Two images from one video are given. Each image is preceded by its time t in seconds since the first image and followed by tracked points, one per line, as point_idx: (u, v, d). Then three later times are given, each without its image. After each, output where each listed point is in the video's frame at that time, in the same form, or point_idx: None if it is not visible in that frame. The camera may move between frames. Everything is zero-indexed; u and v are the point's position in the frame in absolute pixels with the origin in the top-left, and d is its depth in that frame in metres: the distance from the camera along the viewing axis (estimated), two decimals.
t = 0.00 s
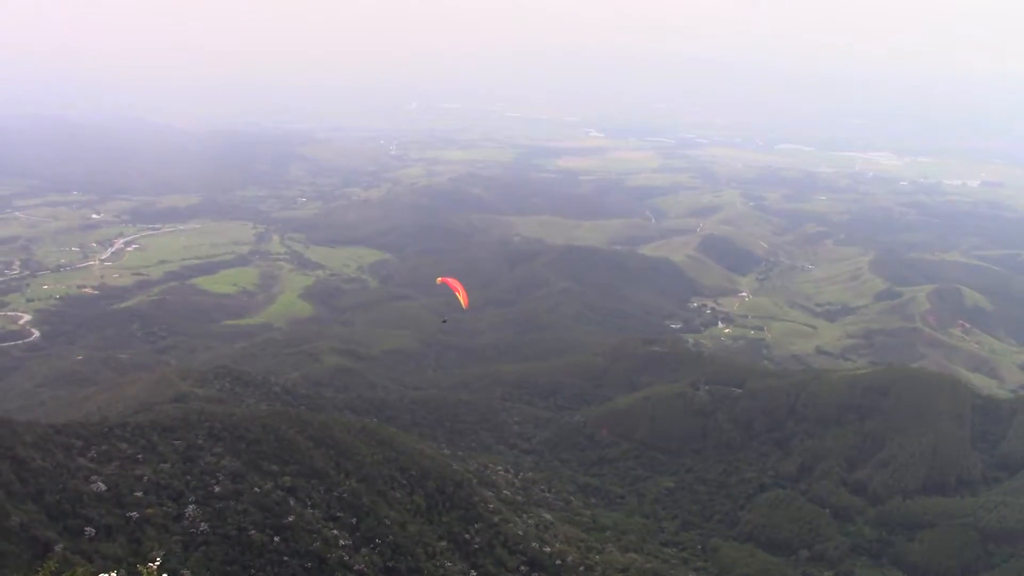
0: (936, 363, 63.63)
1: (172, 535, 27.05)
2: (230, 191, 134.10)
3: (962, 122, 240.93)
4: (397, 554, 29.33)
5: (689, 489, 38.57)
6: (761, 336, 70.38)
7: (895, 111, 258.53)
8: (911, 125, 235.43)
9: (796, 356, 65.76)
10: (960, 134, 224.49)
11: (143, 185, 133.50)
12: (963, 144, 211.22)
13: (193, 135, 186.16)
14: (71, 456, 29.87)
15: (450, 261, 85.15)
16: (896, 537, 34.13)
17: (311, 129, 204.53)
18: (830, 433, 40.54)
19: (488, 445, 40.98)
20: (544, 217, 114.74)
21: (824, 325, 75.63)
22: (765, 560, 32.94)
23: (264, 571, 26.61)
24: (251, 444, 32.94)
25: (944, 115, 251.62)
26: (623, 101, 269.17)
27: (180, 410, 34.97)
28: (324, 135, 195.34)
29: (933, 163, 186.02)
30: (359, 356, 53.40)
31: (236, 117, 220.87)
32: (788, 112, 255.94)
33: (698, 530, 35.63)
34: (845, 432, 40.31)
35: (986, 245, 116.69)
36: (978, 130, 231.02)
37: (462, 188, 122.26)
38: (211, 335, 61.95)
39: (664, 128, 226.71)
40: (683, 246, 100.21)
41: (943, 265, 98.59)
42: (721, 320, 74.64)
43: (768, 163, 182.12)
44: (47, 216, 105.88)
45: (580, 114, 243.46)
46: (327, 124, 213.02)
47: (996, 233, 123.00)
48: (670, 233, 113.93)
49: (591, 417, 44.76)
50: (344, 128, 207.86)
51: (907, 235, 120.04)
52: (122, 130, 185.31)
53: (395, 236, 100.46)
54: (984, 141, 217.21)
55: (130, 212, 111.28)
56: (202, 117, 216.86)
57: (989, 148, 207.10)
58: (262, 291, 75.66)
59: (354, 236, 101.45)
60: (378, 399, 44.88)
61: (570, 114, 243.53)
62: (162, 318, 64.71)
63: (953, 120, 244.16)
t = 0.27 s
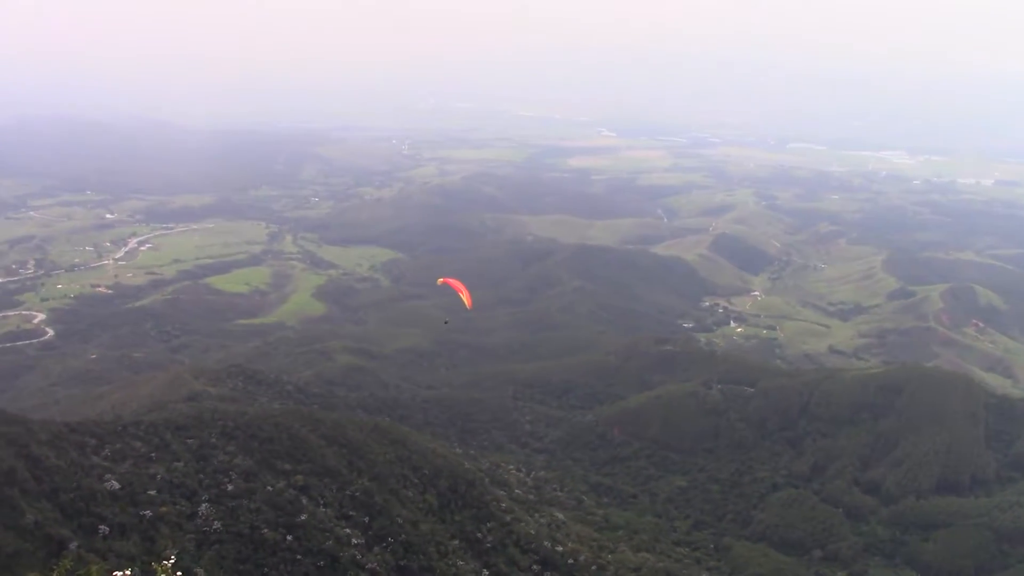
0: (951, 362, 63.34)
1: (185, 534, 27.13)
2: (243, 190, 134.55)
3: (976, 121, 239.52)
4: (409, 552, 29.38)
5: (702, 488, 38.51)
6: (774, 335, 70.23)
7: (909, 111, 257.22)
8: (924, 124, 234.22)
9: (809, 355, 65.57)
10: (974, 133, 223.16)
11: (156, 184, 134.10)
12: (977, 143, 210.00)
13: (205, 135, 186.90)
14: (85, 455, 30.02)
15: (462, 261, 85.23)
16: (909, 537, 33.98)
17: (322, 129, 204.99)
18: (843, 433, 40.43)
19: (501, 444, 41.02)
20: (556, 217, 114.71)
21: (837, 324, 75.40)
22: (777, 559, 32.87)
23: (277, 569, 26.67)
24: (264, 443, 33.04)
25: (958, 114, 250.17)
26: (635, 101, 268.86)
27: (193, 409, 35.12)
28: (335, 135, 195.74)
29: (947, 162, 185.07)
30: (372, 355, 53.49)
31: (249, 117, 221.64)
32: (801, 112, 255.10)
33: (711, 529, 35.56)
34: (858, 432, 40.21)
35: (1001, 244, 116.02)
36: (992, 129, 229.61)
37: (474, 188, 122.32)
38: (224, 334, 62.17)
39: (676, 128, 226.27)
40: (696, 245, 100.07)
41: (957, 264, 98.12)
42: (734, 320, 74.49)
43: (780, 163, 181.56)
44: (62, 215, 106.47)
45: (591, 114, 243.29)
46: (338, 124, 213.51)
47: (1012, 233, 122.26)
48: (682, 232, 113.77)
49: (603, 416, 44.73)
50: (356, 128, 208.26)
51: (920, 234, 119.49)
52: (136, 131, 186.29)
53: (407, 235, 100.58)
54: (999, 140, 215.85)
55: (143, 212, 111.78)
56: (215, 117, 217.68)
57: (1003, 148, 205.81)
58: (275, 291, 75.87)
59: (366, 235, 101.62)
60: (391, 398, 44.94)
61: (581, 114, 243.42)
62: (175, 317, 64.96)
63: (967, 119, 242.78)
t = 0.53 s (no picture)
0: (971, 353, 63.00)
1: (206, 531, 27.25)
2: (258, 188, 135.14)
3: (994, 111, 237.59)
4: (429, 548, 29.44)
5: (721, 482, 38.48)
6: (791, 328, 70.04)
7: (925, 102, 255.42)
8: (941, 114, 232.55)
9: (827, 347, 65.35)
10: (991, 122, 221.37)
11: (173, 184, 134.93)
12: (995, 132, 208.30)
13: (220, 134, 187.97)
14: (106, 453, 30.24)
15: (477, 257, 85.34)
16: (930, 529, 33.80)
17: (336, 127, 205.55)
18: (862, 425, 40.32)
19: (518, 439, 41.11)
20: (571, 211, 114.68)
21: (855, 316, 75.06)
22: (797, 552, 32.80)
23: (297, 565, 26.76)
24: (283, 441, 33.21)
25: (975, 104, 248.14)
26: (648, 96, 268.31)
27: (213, 407, 35.33)
28: (349, 132, 196.32)
29: (963, 152, 183.80)
30: (389, 351, 53.67)
31: (263, 116, 222.72)
32: (815, 104, 253.89)
33: (730, 522, 35.51)
34: (877, 424, 40.08)
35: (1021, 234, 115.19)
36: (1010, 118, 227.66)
37: (488, 184, 122.41)
38: (242, 333, 62.47)
39: (689, 121, 225.71)
40: (712, 238, 99.88)
41: (976, 255, 97.50)
42: (750, 313, 74.31)
43: (795, 154, 180.83)
44: (80, 216, 107.29)
45: (604, 109, 243.10)
46: (352, 122, 214.03)
47: None
48: (698, 225, 113.52)
49: (620, 410, 44.76)
50: (370, 125, 208.78)
51: (938, 225, 118.77)
52: (152, 131, 187.59)
53: (422, 232, 100.76)
54: (1017, 129, 214.01)
55: (160, 211, 112.49)
56: (230, 117, 218.97)
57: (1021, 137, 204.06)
58: (292, 289, 76.20)
59: (382, 232, 101.88)
60: (409, 394, 45.07)
61: (595, 109, 243.20)
62: (193, 316, 65.34)
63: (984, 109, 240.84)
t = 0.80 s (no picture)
0: (997, 344, 62.44)
1: (230, 526, 27.39)
2: (279, 185, 135.74)
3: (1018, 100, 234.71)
4: (452, 543, 29.50)
5: (744, 475, 38.37)
6: (813, 320, 69.71)
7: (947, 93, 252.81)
8: (964, 104, 230.05)
9: (850, 339, 64.98)
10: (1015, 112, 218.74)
11: (194, 181, 135.77)
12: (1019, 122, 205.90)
13: (240, 132, 189.05)
14: (131, 449, 30.48)
15: (497, 251, 85.35)
16: (956, 522, 33.51)
17: (355, 122, 206.13)
18: (884, 418, 40.08)
19: (540, 433, 41.17)
20: (591, 205, 114.54)
21: (878, 307, 74.58)
22: (821, 546, 32.63)
23: (321, 559, 26.82)
24: (306, 436, 33.38)
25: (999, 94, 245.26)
26: (667, 90, 267.29)
27: (236, 403, 35.57)
28: (367, 128, 196.75)
29: (987, 141, 181.87)
30: (411, 346, 53.81)
31: (283, 114, 223.71)
32: (836, 95, 251.93)
33: (753, 515, 35.39)
34: (901, 417, 39.81)
35: None
36: None
37: (508, 178, 122.41)
38: (263, 329, 62.80)
39: (708, 114, 224.70)
40: (732, 231, 99.52)
41: (1000, 245, 96.55)
42: (772, 305, 73.97)
43: (816, 146, 179.66)
44: (103, 214, 108.18)
45: (623, 103, 242.45)
46: (370, 118, 214.49)
47: None
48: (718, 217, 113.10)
49: (642, 404, 44.70)
50: (388, 121, 209.19)
51: (962, 215, 117.68)
52: (173, 129, 189.00)
53: (441, 226, 100.89)
54: None
55: (182, 209, 113.22)
56: (250, 115, 220.16)
57: None
58: (313, 284, 76.54)
59: (402, 227, 102.11)
60: (431, 388, 45.20)
61: (613, 103, 242.65)
62: (215, 312, 65.76)
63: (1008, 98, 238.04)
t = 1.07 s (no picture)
0: None
1: (252, 520, 27.52)
2: (302, 180, 136.38)
3: None
4: (471, 539, 29.53)
5: (765, 476, 38.22)
6: (837, 320, 69.34)
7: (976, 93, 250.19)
8: (992, 105, 227.73)
9: (875, 341, 64.57)
10: None
11: (218, 176, 136.67)
12: None
13: (264, 127, 190.16)
14: (155, 442, 30.71)
15: (519, 248, 85.40)
16: (980, 526, 33.21)
17: (378, 119, 206.63)
18: (909, 420, 39.75)
19: (561, 430, 41.18)
20: (613, 203, 114.35)
21: (903, 309, 74.05)
22: (843, 548, 32.44)
23: (341, 554, 26.92)
24: (327, 431, 33.51)
25: None
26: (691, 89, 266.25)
27: (258, 397, 35.76)
28: (391, 124, 197.25)
29: (1015, 142, 179.89)
30: (432, 343, 53.96)
31: (307, 110, 224.73)
32: (863, 95, 249.96)
33: (774, 516, 35.23)
34: (926, 419, 39.46)
35: None
36: None
37: (531, 175, 122.43)
38: (286, 324, 63.17)
39: (732, 113, 223.60)
40: (756, 230, 99.11)
41: None
42: (795, 305, 73.59)
43: (841, 145, 178.41)
44: (129, 208, 109.12)
45: (646, 101, 241.73)
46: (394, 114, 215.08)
47: None
48: (742, 216, 112.68)
49: (663, 403, 44.60)
50: (411, 117, 209.69)
51: (990, 217, 116.55)
52: (198, 125, 190.51)
53: (464, 223, 101.06)
54: None
55: (207, 203, 114.02)
56: (275, 111, 221.29)
57: None
58: (335, 280, 76.88)
59: (424, 224, 102.38)
60: (453, 385, 45.30)
61: (636, 101, 241.99)
62: (238, 307, 66.21)
63: None
